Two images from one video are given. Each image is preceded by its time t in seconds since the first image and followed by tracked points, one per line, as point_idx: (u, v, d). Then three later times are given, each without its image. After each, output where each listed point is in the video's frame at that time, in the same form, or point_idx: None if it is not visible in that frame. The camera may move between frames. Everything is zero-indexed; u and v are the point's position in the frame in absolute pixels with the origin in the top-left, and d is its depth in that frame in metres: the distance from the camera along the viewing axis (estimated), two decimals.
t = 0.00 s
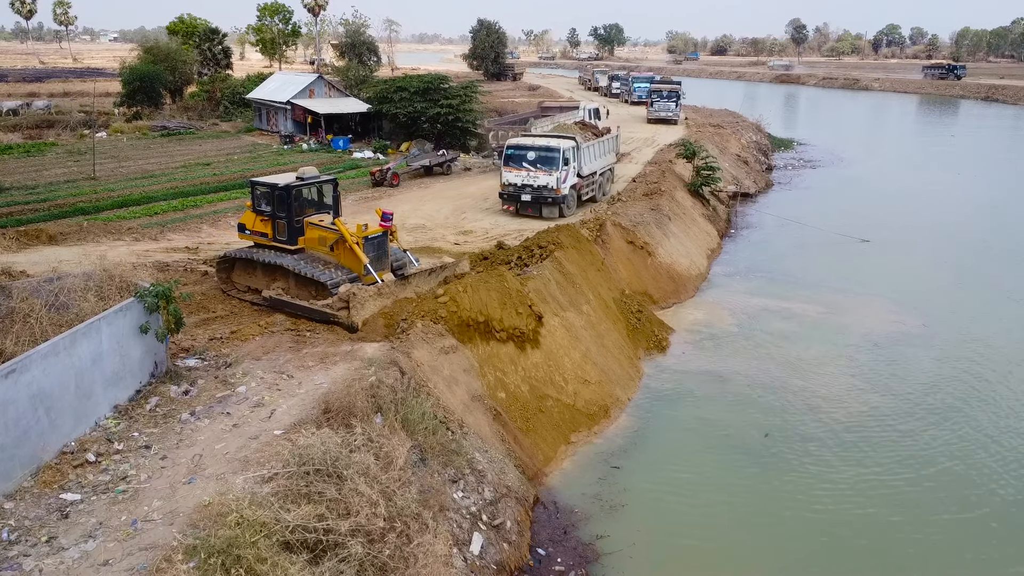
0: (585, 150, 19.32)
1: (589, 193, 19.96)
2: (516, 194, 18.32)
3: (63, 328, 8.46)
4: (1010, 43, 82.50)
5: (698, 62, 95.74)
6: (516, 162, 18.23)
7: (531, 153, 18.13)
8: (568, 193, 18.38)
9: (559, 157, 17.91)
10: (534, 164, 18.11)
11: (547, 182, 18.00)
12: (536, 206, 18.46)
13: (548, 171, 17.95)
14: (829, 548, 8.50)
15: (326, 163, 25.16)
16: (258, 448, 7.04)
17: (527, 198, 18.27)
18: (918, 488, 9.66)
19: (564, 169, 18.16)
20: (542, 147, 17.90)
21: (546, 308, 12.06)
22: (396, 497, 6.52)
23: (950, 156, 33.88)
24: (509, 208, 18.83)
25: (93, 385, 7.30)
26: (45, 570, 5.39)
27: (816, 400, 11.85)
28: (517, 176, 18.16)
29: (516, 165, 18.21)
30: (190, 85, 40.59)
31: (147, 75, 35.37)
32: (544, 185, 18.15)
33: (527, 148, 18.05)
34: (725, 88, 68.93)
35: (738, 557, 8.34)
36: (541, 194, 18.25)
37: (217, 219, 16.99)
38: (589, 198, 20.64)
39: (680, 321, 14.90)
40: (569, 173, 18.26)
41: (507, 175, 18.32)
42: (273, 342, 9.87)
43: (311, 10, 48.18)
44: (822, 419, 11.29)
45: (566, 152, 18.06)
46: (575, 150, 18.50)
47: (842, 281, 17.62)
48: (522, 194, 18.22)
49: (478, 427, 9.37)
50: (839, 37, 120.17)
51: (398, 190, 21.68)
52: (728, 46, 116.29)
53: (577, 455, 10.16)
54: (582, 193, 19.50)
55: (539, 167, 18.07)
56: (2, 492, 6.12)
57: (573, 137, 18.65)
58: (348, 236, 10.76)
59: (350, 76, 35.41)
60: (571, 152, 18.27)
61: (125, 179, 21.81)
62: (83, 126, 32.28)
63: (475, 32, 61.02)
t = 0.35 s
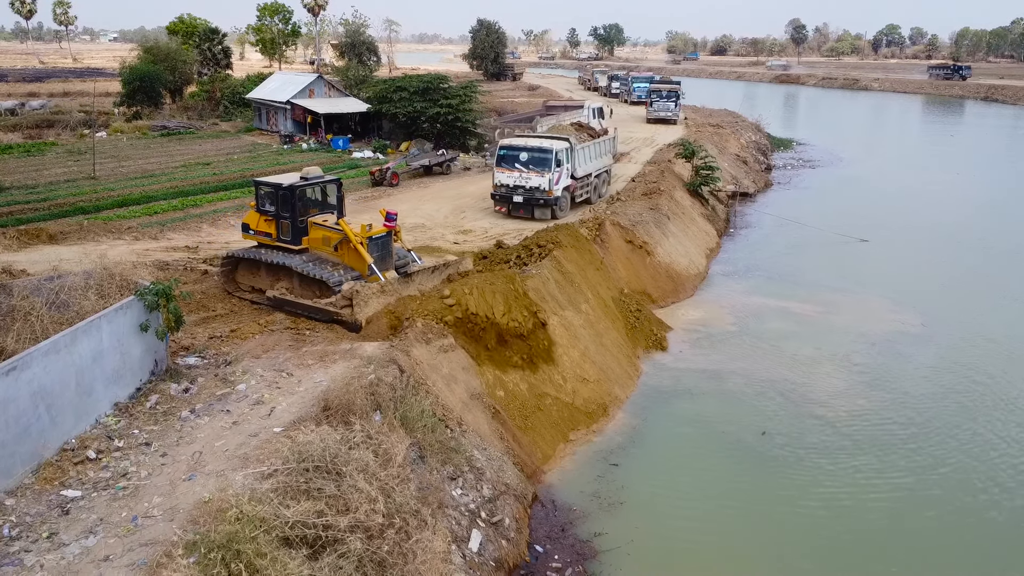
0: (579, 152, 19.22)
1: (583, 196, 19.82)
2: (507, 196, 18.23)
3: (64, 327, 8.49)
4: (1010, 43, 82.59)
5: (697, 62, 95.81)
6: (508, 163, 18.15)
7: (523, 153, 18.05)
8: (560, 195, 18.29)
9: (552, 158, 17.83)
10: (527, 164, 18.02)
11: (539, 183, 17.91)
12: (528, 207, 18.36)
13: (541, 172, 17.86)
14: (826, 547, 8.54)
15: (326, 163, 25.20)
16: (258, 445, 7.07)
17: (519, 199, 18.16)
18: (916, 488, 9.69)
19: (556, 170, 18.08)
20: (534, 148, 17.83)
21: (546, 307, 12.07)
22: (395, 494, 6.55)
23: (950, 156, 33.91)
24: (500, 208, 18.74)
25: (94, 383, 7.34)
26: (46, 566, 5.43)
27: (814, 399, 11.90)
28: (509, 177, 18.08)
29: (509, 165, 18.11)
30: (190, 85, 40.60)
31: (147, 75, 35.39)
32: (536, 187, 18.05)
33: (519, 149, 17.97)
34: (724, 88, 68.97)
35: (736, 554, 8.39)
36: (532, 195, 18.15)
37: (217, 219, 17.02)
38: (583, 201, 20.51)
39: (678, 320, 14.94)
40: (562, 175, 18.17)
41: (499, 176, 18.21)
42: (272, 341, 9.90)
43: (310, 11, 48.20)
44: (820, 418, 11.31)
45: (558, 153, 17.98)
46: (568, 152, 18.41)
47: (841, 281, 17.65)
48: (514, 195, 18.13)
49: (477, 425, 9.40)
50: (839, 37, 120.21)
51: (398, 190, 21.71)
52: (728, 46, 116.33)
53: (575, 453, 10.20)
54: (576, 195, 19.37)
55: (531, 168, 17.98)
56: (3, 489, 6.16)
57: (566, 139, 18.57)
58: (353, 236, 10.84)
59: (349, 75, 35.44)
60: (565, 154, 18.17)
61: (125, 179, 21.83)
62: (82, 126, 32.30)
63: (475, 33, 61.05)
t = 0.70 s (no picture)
0: (574, 153, 19.10)
1: (578, 197, 19.71)
2: (499, 197, 18.18)
3: (64, 324, 8.52)
4: (1010, 43, 82.59)
5: (697, 62, 95.84)
6: (500, 163, 18.09)
7: (515, 154, 17.98)
8: (551, 196, 18.17)
9: (543, 158, 17.70)
10: (519, 165, 17.94)
11: (530, 184, 17.81)
12: (519, 208, 18.27)
13: (532, 173, 17.75)
14: (824, 544, 8.57)
15: (326, 162, 25.22)
16: (257, 442, 7.10)
17: (510, 200, 18.08)
18: (915, 487, 9.71)
19: (548, 171, 17.96)
20: (525, 149, 17.74)
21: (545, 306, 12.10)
22: (394, 490, 6.59)
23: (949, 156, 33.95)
24: (492, 209, 18.68)
25: (94, 380, 7.37)
26: (47, 561, 5.46)
27: (812, 397, 11.94)
28: (500, 177, 18.02)
29: (500, 165, 18.06)
30: (190, 84, 40.61)
31: (147, 75, 35.42)
32: (527, 187, 17.95)
33: (511, 149, 17.92)
34: (724, 88, 69.00)
35: (734, 550, 8.43)
36: (523, 196, 18.07)
37: (216, 218, 17.05)
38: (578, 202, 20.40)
39: (677, 318, 14.99)
40: (553, 176, 18.05)
41: (491, 176, 18.17)
42: (272, 339, 9.93)
43: (310, 11, 48.22)
44: (818, 417, 11.33)
45: (550, 154, 17.90)
46: (561, 153, 18.31)
47: (841, 280, 17.67)
48: (505, 195, 18.06)
49: (476, 423, 9.43)
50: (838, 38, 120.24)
51: (397, 189, 21.75)
52: (728, 46, 116.30)
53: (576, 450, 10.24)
54: (569, 196, 19.25)
55: (522, 169, 17.89)
56: (4, 485, 6.19)
57: (559, 140, 18.45)
58: (358, 235, 10.93)
59: (349, 75, 35.48)
60: (557, 154, 18.07)
61: (124, 178, 21.84)
62: (82, 126, 32.32)
63: (474, 33, 61.05)
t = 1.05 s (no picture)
0: (567, 153, 18.94)
1: (571, 197, 19.54)
2: (490, 197, 18.00)
3: (64, 320, 8.55)
4: (1008, 43, 82.71)
5: (696, 62, 95.85)
6: (491, 163, 17.90)
7: (506, 153, 17.80)
8: (542, 196, 17.97)
9: (534, 158, 17.52)
10: (509, 164, 17.76)
11: (521, 184, 17.62)
12: (510, 208, 18.09)
13: (523, 172, 17.56)
14: (822, 542, 8.60)
15: (325, 161, 25.24)
16: (256, 437, 7.13)
17: (501, 199, 17.90)
18: (913, 486, 9.70)
19: (539, 170, 17.77)
20: (516, 148, 17.56)
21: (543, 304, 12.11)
22: (392, 484, 6.63)
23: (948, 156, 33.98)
24: (483, 209, 18.50)
25: (94, 375, 7.40)
26: (47, 554, 5.49)
27: (809, 394, 11.99)
28: (491, 177, 17.84)
29: (491, 165, 17.87)
30: (189, 84, 40.62)
31: (146, 74, 35.43)
32: (518, 188, 17.77)
33: (502, 149, 17.71)
34: (723, 88, 68.98)
35: (731, 547, 8.46)
36: (514, 196, 17.88)
37: (216, 216, 17.08)
38: (571, 201, 20.24)
39: (675, 316, 15.03)
40: (544, 175, 17.84)
41: (482, 175, 17.99)
42: (271, 336, 9.96)
43: (309, 10, 48.22)
44: (817, 415, 11.34)
45: (540, 154, 17.71)
46: (553, 153, 18.14)
47: (839, 279, 17.68)
48: (496, 195, 17.87)
49: (474, 419, 9.47)
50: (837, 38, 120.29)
51: (396, 188, 21.78)
52: (727, 46, 116.35)
53: (574, 446, 10.28)
54: (562, 196, 19.08)
55: (513, 169, 17.71)
56: (4, 479, 6.23)
57: (551, 139, 18.29)
58: (362, 234, 10.99)
59: (348, 75, 35.51)
60: (548, 154, 17.89)
61: (124, 177, 21.85)
62: (81, 126, 32.31)
63: (473, 32, 61.03)
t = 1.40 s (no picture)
0: (559, 153, 18.82)
1: (564, 197, 19.38)
2: (480, 197, 17.80)
3: (64, 316, 8.58)
4: (1007, 43, 82.69)
5: (695, 62, 95.88)
6: (481, 162, 17.72)
7: (496, 153, 17.62)
8: (533, 196, 17.78)
9: (525, 158, 17.34)
10: (500, 164, 17.59)
11: (511, 184, 17.45)
12: (501, 208, 17.91)
13: (512, 172, 17.39)
14: (820, 539, 8.61)
15: (325, 160, 25.27)
16: (256, 432, 7.16)
17: (491, 199, 17.73)
18: (912, 486, 9.70)
19: (529, 170, 17.60)
20: (507, 147, 17.42)
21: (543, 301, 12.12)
22: (392, 479, 6.67)
23: (947, 156, 34.00)
24: (473, 209, 18.35)
25: (95, 371, 7.43)
26: (48, 548, 5.52)
27: (807, 391, 12.03)
28: (481, 177, 17.66)
29: (481, 165, 17.71)
30: (188, 84, 40.65)
31: (145, 74, 35.47)
32: (508, 187, 17.58)
33: (492, 148, 17.54)
34: (723, 88, 69.01)
35: (730, 543, 8.49)
36: (505, 196, 17.68)
37: (215, 214, 17.12)
38: (565, 201, 20.13)
39: (674, 314, 15.07)
40: (535, 174, 17.66)
41: (472, 175, 17.82)
42: (270, 333, 9.99)
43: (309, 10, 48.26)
44: (816, 414, 11.35)
45: (530, 153, 17.55)
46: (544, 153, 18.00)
47: (839, 278, 17.68)
48: (487, 195, 17.68)
49: (473, 417, 9.50)
50: (836, 38, 120.31)
51: (395, 187, 21.83)
52: (726, 47, 116.39)
53: (575, 444, 10.29)
54: (554, 197, 18.93)
55: (503, 168, 17.54)
56: (5, 474, 6.26)
57: (543, 139, 18.13)
58: (367, 233, 11.16)
59: (347, 74, 35.57)
60: (539, 154, 17.72)
61: (123, 176, 21.86)
62: (81, 125, 32.32)
63: (472, 33, 61.07)
